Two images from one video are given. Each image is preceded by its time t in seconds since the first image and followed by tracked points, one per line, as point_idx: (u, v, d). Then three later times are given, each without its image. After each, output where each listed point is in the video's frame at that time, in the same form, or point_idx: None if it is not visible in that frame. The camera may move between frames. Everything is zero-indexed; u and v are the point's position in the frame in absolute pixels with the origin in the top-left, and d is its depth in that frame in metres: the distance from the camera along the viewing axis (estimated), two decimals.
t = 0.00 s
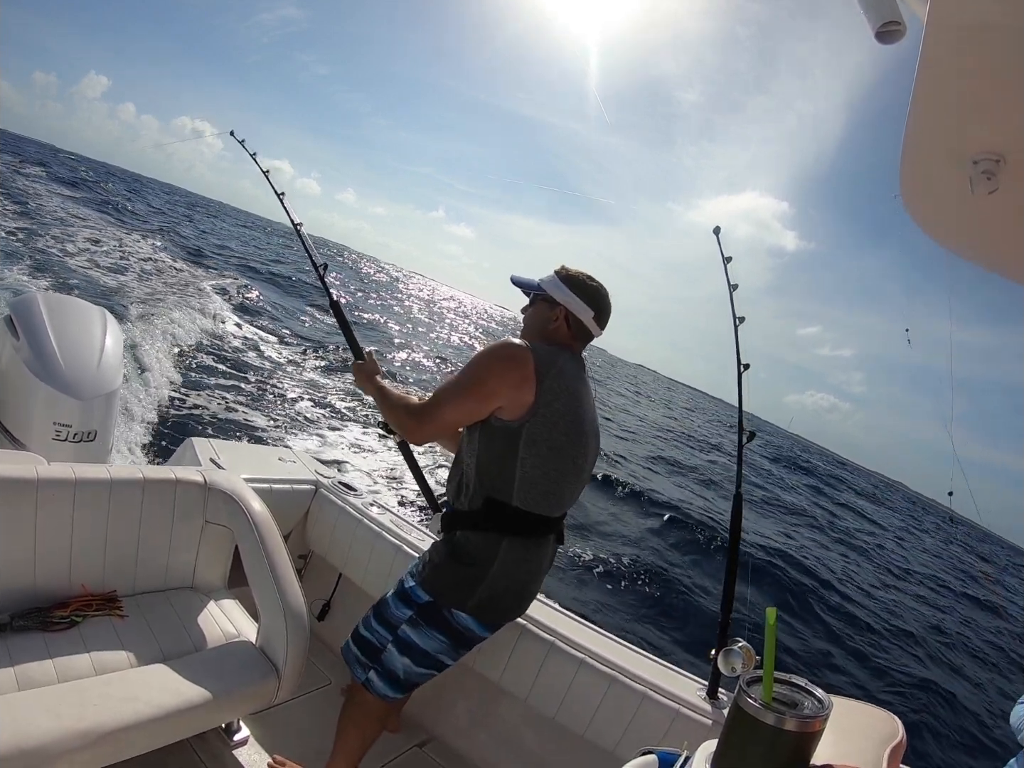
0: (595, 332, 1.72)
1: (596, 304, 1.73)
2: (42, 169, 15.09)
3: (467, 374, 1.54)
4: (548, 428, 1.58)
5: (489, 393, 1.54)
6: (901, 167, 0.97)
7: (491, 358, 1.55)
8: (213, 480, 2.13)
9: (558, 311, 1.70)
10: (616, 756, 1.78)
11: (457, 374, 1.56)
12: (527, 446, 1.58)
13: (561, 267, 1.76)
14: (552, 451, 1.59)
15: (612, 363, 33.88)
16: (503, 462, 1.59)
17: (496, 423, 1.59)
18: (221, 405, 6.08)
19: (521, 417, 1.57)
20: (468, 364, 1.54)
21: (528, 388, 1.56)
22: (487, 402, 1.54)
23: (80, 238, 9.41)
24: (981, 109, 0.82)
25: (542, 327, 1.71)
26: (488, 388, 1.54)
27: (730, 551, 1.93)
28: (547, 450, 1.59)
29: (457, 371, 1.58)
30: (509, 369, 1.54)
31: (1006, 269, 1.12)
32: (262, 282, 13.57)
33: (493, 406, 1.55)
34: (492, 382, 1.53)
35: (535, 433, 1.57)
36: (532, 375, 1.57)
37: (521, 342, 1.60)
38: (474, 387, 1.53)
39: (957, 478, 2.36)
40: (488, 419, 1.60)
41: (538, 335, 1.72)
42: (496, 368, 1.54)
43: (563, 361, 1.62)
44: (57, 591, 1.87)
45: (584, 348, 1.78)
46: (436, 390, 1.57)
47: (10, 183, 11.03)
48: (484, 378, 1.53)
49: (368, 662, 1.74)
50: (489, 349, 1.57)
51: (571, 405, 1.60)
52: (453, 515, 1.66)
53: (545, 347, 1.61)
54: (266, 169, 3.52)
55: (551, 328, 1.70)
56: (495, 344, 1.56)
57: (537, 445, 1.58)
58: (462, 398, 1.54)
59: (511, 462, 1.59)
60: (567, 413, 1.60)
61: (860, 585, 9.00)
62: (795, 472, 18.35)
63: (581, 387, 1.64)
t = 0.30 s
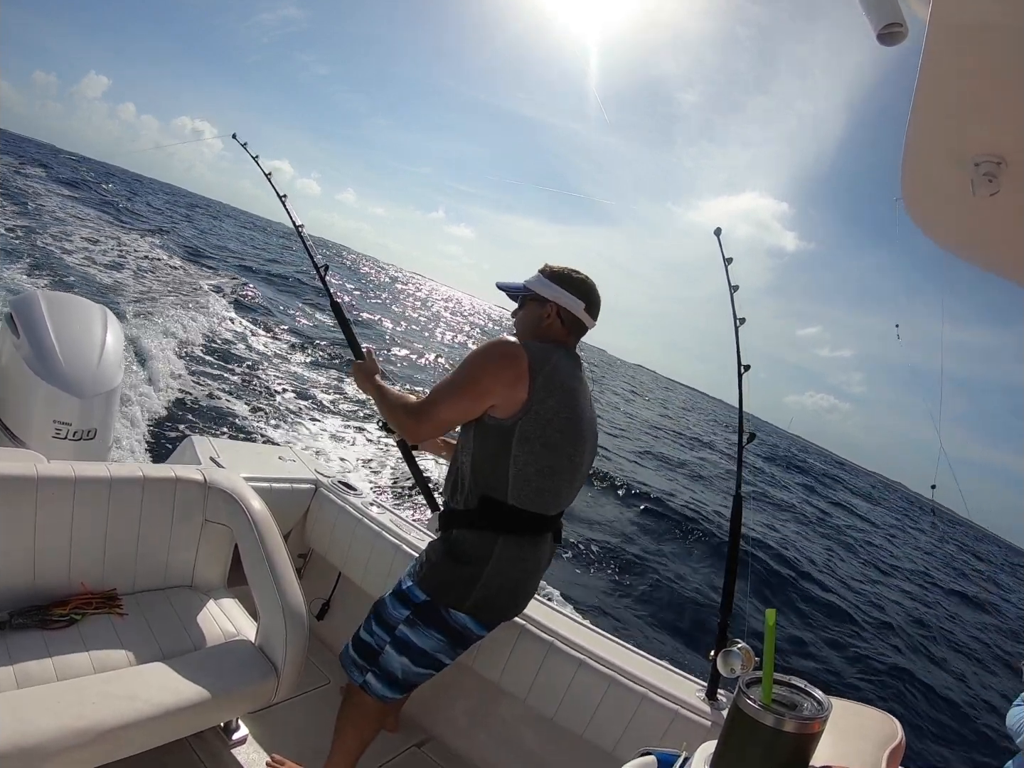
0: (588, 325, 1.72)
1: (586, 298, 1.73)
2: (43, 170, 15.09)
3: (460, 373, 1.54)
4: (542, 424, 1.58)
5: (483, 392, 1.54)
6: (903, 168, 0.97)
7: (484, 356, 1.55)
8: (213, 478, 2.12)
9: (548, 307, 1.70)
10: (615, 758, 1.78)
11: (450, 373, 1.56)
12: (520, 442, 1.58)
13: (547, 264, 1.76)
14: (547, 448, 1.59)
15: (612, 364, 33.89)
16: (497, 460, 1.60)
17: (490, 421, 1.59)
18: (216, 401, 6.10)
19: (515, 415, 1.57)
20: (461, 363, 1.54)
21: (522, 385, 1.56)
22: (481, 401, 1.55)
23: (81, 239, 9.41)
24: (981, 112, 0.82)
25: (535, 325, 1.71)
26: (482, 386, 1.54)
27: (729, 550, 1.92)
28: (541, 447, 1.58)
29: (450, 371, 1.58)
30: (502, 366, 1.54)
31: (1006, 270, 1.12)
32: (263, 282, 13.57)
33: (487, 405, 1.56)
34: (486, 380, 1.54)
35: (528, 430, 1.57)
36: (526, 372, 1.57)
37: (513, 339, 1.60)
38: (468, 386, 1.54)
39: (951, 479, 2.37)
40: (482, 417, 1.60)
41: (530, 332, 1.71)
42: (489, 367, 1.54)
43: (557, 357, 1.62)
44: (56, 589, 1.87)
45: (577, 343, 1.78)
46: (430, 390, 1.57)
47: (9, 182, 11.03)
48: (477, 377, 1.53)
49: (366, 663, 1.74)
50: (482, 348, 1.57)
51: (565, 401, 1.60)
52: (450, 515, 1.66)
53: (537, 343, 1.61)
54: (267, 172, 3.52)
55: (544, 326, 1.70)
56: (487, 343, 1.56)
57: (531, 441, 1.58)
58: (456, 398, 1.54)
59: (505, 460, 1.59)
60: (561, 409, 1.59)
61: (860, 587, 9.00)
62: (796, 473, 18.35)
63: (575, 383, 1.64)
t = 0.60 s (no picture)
0: (581, 322, 1.72)
1: (579, 296, 1.73)
2: (44, 170, 15.10)
3: (456, 372, 1.54)
4: (536, 422, 1.58)
5: (478, 390, 1.54)
6: (904, 169, 0.97)
7: (479, 355, 1.54)
8: (213, 477, 2.12)
9: (541, 307, 1.70)
10: (613, 758, 1.78)
11: (447, 372, 1.56)
12: (514, 442, 1.58)
13: (536, 264, 1.76)
14: (542, 446, 1.59)
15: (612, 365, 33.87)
16: (491, 459, 1.60)
17: (485, 420, 1.59)
18: (217, 400, 6.10)
19: (509, 414, 1.57)
20: (457, 362, 1.53)
21: (516, 383, 1.56)
22: (476, 400, 1.55)
23: (82, 239, 9.42)
24: (982, 114, 0.82)
25: (528, 325, 1.71)
26: (476, 385, 1.54)
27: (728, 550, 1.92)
28: (536, 445, 1.58)
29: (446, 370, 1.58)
30: (497, 366, 1.54)
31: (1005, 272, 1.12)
32: (264, 282, 13.57)
33: (482, 404, 1.56)
34: (481, 379, 1.53)
35: (522, 429, 1.57)
36: (520, 371, 1.56)
37: (507, 339, 1.60)
38: (463, 385, 1.53)
39: (947, 478, 2.37)
40: (477, 415, 1.60)
41: (524, 332, 1.71)
42: (484, 366, 1.54)
43: (551, 355, 1.62)
44: (56, 587, 1.87)
45: (572, 341, 1.77)
46: (425, 389, 1.57)
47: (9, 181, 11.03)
48: (473, 375, 1.53)
49: (362, 661, 1.74)
50: (477, 347, 1.56)
51: (560, 400, 1.60)
52: (446, 514, 1.66)
53: (531, 342, 1.61)
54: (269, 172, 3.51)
55: (537, 325, 1.70)
56: (482, 343, 1.56)
57: (525, 440, 1.58)
58: (452, 396, 1.54)
59: (500, 459, 1.59)
60: (555, 408, 1.59)
61: (860, 587, 9.00)
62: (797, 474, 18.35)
63: (570, 382, 1.64)
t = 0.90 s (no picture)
0: (577, 320, 1.72)
1: (574, 293, 1.73)
2: (44, 170, 15.10)
3: (451, 371, 1.54)
4: (531, 421, 1.58)
5: (473, 389, 1.54)
6: (906, 169, 0.97)
7: (474, 354, 1.55)
8: (213, 477, 2.12)
9: (536, 306, 1.70)
10: (613, 758, 1.77)
11: (443, 371, 1.56)
12: (510, 440, 1.58)
13: (530, 264, 1.76)
14: (538, 445, 1.59)
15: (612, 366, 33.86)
16: (487, 457, 1.60)
17: (480, 419, 1.59)
18: (217, 399, 6.10)
19: (504, 413, 1.57)
20: (452, 361, 1.54)
21: (511, 382, 1.56)
22: (472, 398, 1.55)
23: (83, 239, 9.43)
24: (983, 114, 0.82)
25: (524, 325, 1.71)
26: (472, 384, 1.54)
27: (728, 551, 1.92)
28: (532, 444, 1.58)
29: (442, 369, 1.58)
30: (492, 364, 1.54)
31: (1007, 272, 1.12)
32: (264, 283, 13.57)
33: (478, 402, 1.56)
34: (476, 378, 1.54)
35: (517, 427, 1.57)
36: (515, 369, 1.56)
37: (502, 338, 1.60)
38: (458, 384, 1.54)
39: (946, 479, 2.37)
40: (473, 415, 1.61)
41: (519, 331, 1.72)
42: (479, 365, 1.54)
43: (547, 354, 1.62)
44: (56, 586, 1.87)
45: (568, 339, 1.77)
46: (421, 388, 1.57)
47: (9, 182, 11.03)
48: (468, 374, 1.53)
49: (361, 659, 1.74)
50: (471, 347, 1.57)
51: (555, 399, 1.60)
52: (444, 513, 1.66)
53: (525, 341, 1.61)
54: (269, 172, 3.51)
55: (533, 324, 1.70)
56: (477, 341, 1.56)
57: (520, 439, 1.58)
58: (447, 395, 1.55)
59: (496, 458, 1.59)
60: (551, 406, 1.59)
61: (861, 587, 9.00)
62: (797, 475, 18.35)
63: (567, 380, 1.64)
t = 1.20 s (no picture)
0: (577, 318, 1.72)
1: (573, 292, 1.73)
2: (44, 171, 15.11)
3: (450, 370, 1.55)
4: (530, 420, 1.58)
5: (471, 388, 1.54)
6: (906, 169, 0.97)
7: (472, 354, 1.55)
8: (213, 476, 2.12)
9: (535, 305, 1.70)
10: (613, 759, 1.77)
11: (442, 370, 1.57)
12: (508, 438, 1.58)
13: (528, 263, 1.76)
14: (537, 444, 1.59)
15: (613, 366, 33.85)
16: (486, 456, 1.60)
17: (479, 418, 1.60)
18: (217, 399, 6.09)
19: (503, 411, 1.57)
20: (451, 360, 1.54)
21: (510, 381, 1.56)
22: (470, 397, 1.55)
23: (83, 239, 9.42)
24: (983, 115, 0.82)
25: (524, 324, 1.71)
26: (469, 384, 1.54)
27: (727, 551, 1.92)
28: (530, 443, 1.58)
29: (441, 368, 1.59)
30: (490, 364, 1.55)
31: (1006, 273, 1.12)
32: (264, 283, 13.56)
33: (476, 401, 1.56)
34: (474, 377, 1.54)
35: (516, 426, 1.57)
36: (513, 369, 1.56)
37: (501, 337, 1.60)
38: (456, 383, 1.54)
39: (945, 478, 2.37)
40: (472, 414, 1.61)
41: (519, 330, 1.72)
42: (477, 365, 1.54)
43: (546, 353, 1.62)
44: (57, 585, 1.87)
45: (568, 338, 1.77)
46: (420, 387, 1.58)
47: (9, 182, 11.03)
48: (467, 373, 1.54)
49: (363, 657, 1.74)
50: (469, 346, 1.57)
51: (554, 397, 1.60)
52: (444, 511, 1.67)
53: (524, 340, 1.61)
54: (270, 172, 3.51)
55: (532, 324, 1.70)
56: (476, 341, 1.56)
57: (519, 437, 1.58)
58: (445, 394, 1.55)
59: (495, 456, 1.59)
60: (550, 406, 1.59)
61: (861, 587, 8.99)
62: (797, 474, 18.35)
63: (566, 379, 1.64)
